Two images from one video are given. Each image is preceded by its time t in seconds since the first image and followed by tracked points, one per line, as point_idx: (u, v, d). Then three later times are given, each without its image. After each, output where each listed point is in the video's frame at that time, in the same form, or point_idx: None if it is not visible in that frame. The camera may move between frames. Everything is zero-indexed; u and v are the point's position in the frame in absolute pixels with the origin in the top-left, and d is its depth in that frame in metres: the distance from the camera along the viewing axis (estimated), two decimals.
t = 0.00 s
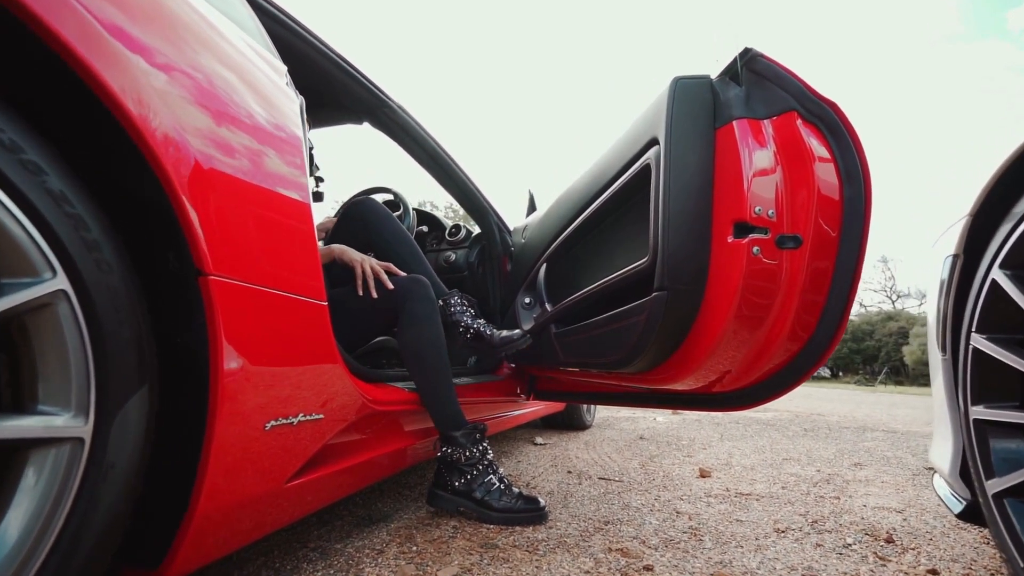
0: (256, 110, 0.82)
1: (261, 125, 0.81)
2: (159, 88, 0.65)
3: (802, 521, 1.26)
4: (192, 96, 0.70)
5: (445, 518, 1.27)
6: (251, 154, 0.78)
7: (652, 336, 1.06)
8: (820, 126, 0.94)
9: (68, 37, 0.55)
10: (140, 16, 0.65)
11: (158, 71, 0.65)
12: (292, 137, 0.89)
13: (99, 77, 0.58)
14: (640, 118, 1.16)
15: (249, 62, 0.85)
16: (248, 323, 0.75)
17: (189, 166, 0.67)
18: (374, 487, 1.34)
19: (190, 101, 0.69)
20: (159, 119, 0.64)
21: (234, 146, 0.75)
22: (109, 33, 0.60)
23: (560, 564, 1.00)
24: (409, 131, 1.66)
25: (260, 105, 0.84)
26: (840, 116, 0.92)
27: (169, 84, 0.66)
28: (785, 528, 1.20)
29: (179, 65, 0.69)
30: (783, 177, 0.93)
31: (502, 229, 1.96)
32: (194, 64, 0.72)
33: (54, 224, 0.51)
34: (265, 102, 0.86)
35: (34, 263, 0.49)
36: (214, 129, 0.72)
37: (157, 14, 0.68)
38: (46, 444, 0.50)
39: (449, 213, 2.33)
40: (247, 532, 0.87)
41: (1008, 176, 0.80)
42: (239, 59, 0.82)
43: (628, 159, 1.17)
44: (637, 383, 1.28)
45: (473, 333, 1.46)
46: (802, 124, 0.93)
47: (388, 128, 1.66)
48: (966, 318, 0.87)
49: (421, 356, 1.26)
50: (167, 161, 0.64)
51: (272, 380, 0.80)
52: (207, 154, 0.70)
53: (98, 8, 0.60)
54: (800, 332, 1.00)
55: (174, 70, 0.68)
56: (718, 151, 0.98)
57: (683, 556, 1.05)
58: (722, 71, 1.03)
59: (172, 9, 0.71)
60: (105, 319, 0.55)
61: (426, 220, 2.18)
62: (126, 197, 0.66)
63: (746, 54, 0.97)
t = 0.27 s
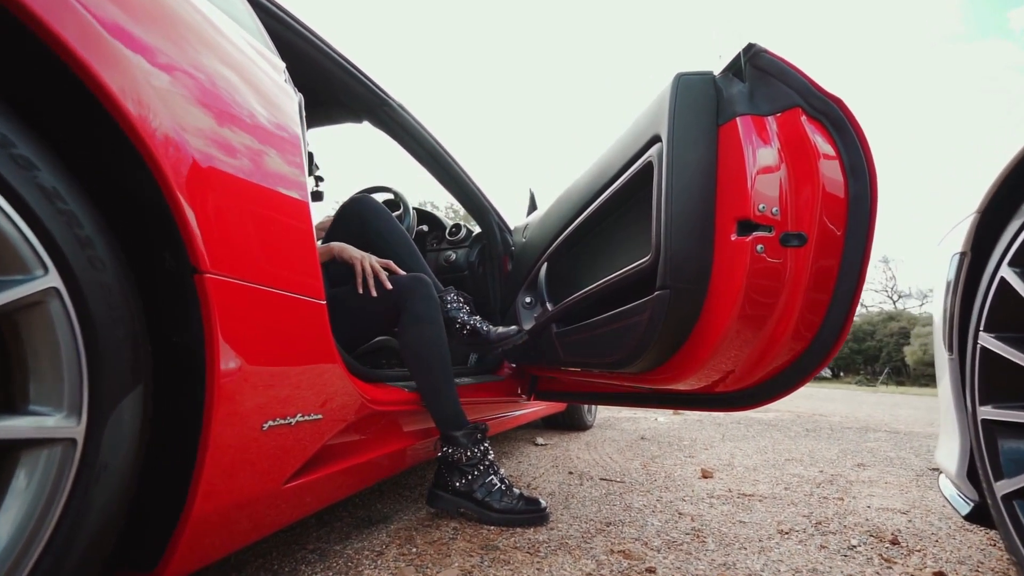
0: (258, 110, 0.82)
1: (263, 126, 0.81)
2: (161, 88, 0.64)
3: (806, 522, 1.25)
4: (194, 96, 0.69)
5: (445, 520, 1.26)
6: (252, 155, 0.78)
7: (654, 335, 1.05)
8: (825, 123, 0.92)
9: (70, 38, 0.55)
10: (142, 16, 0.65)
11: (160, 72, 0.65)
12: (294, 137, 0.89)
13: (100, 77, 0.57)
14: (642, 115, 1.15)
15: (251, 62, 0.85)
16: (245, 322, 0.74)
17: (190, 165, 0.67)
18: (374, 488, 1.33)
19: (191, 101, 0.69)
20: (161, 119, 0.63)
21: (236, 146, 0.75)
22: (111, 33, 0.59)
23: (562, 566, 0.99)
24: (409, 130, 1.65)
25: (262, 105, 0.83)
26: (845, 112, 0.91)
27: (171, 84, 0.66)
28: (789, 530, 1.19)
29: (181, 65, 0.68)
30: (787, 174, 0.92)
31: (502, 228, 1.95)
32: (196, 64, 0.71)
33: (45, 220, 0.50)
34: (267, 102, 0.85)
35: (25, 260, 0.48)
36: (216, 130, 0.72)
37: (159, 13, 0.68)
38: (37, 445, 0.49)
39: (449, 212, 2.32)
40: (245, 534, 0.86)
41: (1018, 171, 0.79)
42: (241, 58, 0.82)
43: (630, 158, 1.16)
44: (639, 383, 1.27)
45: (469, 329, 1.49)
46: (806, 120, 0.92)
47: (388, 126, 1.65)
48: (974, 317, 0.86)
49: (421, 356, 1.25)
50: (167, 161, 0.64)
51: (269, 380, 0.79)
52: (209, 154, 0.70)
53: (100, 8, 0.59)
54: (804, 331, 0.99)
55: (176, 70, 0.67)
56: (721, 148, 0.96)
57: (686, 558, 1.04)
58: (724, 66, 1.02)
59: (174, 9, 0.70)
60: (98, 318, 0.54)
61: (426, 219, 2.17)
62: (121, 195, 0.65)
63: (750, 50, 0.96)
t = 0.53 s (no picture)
0: (260, 109, 0.82)
1: (264, 125, 0.80)
2: (162, 88, 0.64)
3: (811, 524, 1.23)
4: (195, 96, 0.69)
5: (445, 521, 1.25)
6: (253, 154, 0.77)
7: (656, 335, 1.04)
8: (830, 118, 0.91)
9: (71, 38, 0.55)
10: (144, 15, 0.64)
11: (161, 72, 0.64)
12: (295, 137, 0.89)
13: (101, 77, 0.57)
14: (644, 111, 1.14)
15: (253, 61, 0.84)
16: (241, 321, 0.73)
17: (190, 165, 0.66)
18: (373, 489, 1.32)
19: (192, 101, 0.68)
20: (161, 119, 0.63)
21: (237, 145, 0.74)
22: (112, 32, 0.59)
23: (563, 569, 0.97)
24: (410, 128, 1.64)
25: (264, 105, 0.83)
26: (851, 107, 0.89)
27: (173, 84, 0.66)
28: (793, 532, 1.18)
29: (183, 65, 0.68)
30: (792, 171, 0.91)
31: (503, 227, 1.94)
32: (198, 64, 0.71)
33: (34, 215, 0.49)
34: (269, 101, 0.85)
35: (13, 257, 0.47)
36: (217, 130, 0.72)
37: (161, 13, 0.67)
38: (26, 446, 0.48)
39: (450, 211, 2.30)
40: (242, 536, 0.85)
41: None
42: (243, 58, 0.81)
43: (632, 155, 1.14)
44: (641, 383, 1.25)
45: (465, 327, 1.54)
46: (811, 116, 0.90)
47: (388, 125, 1.64)
48: (982, 316, 0.84)
49: (423, 355, 1.24)
50: (167, 161, 0.63)
51: (266, 381, 0.78)
52: (210, 154, 0.69)
53: (102, 8, 0.59)
54: (809, 331, 0.98)
55: (178, 70, 0.67)
56: (725, 145, 0.95)
57: (689, 560, 1.02)
58: (728, 62, 1.01)
59: (176, 8, 0.70)
60: (88, 316, 0.52)
61: (426, 218, 2.16)
62: (115, 193, 0.64)
63: (754, 45, 0.95)
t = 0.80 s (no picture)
0: (261, 109, 0.82)
1: (266, 125, 0.81)
2: (164, 88, 0.64)
3: (814, 525, 1.22)
4: (197, 96, 0.69)
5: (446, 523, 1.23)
6: (254, 153, 0.77)
7: (659, 334, 1.03)
8: (835, 115, 0.90)
9: (74, 38, 0.55)
10: (145, 15, 0.65)
11: (163, 71, 0.64)
12: (296, 137, 0.89)
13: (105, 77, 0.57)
14: (645, 108, 1.13)
15: (254, 61, 0.85)
16: (237, 321, 0.72)
17: (192, 164, 0.66)
18: (373, 490, 1.30)
19: (195, 101, 0.68)
20: (163, 118, 0.63)
21: (238, 145, 0.74)
22: (114, 32, 0.59)
23: (565, 571, 0.96)
24: (409, 126, 1.62)
25: (265, 105, 0.83)
26: (855, 103, 0.88)
27: (175, 84, 0.66)
28: (797, 533, 1.16)
29: (184, 65, 0.68)
30: (796, 168, 0.89)
31: (503, 226, 1.92)
32: (199, 64, 0.71)
33: (23, 211, 0.48)
34: (269, 101, 0.85)
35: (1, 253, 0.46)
36: (219, 130, 0.72)
37: (162, 12, 0.67)
38: (15, 446, 0.47)
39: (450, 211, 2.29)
40: (238, 538, 0.84)
41: None
42: (243, 58, 0.82)
43: (634, 152, 1.13)
44: (643, 383, 1.24)
45: (462, 325, 1.55)
46: (815, 112, 0.89)
47: (387, 123, 1.63)
48: (990, 314, 0.83)
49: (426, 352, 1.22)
50: (170, 160, 0.63)
51: (262, 381, 0.77)
52: (211, 153, 0.69)
53: (104, 7, 0.59)
54: (813, 330, 0.96)
55: (179, 69, 0.67)
56: (728, 142, 0.94)
57: (692, 562, 1.01)
58: (731, 57, 1.00)
59: (177, 8, 0.70)
60: (79, 313, 0.51)
61: (426, 217, 2.15)
62: (109, 190, 0.63)
63: (757, 40, 0.94)
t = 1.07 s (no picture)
0: (262, 109, 0.81)
1: (267, 124, 0.80)
2: (166, 89, 0.64)
3: (818, 526, 1.21)
4: (198, 95, 0.69)
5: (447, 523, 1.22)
6: (255, 153, 0.77)
7: (661, 334, 1.02)
8: (840, 111, 0.88)
9: (77, 38, 0.54)
10: (146, 14, 0.64)
11: (165, 71, 0.64)
12: (297, 137, 0.88)
13: (106, 79, 0.57)
14: (647, 105, 1.11)
15: (255, 60, 0.84)
16: (234, 320, 0.71)
17: (193, 163, 0.66)
18: (372, 490, 1.29)
19: (196, 101, 0.68)
20: (163, 118, 0.62)
21: (239, 145, 0.74)
22: (116, 31, 0.59)
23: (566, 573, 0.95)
24: (409, 124, 1.61)
25: (265, 104, 0.83)
26: (860, 99, 0.87)
27: (177, 85, 0.66)
28: (800, 534, 1.15)
29: (186, 65, 0.68)
30: (800, 165, 0.88)
31: (504, 225, 1.91)
32: (201, 63, 0.71)
33: (13, 206, 0.47)
34: (270, 100, 0.84)
35: None
36: (220, 130, 0.71)
37: (164, 11, 0.67)
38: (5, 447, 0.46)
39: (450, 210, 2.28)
40: (235, 539, 0.83)
41: None
42: (245, 58, 0.81)
43: (636, 150, 1.12)
44: (645, 383, 1.23)
45: (462, 323, 1.56)
46: (820, 108, 0.88)
47: (387, 121, 1.62)
48: (997, 313, 0.82)
49: (428, 351, 1.21)
50: (170, 161, 0.63)
51: (259, 381, 0.76)
52: (212, 153, 0.69)
53: (105, 7, 0.59)
54: (817, 329, 0.95)
55: (181, 70, 0.67)
56: (731, 139, 0.93)
57: (695, 564, 1.00)
58: (734, 54, 0.99)
59: (179, 7, 0.70)
60: (71, 311, 0.51)
61: (426, 216, 2.14)
62: (104, 186, 0.62)
63: (761, 36, 0.93)
